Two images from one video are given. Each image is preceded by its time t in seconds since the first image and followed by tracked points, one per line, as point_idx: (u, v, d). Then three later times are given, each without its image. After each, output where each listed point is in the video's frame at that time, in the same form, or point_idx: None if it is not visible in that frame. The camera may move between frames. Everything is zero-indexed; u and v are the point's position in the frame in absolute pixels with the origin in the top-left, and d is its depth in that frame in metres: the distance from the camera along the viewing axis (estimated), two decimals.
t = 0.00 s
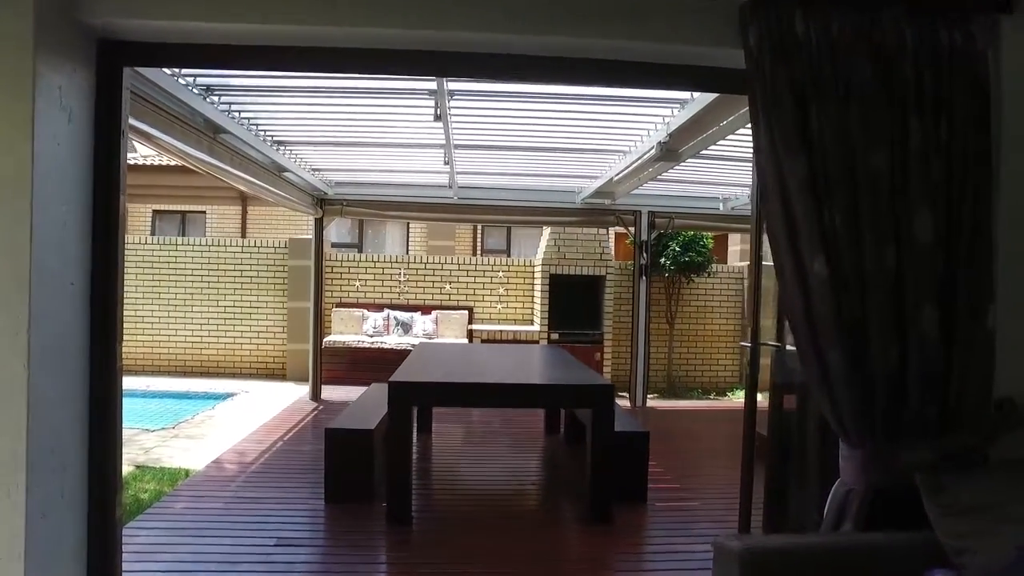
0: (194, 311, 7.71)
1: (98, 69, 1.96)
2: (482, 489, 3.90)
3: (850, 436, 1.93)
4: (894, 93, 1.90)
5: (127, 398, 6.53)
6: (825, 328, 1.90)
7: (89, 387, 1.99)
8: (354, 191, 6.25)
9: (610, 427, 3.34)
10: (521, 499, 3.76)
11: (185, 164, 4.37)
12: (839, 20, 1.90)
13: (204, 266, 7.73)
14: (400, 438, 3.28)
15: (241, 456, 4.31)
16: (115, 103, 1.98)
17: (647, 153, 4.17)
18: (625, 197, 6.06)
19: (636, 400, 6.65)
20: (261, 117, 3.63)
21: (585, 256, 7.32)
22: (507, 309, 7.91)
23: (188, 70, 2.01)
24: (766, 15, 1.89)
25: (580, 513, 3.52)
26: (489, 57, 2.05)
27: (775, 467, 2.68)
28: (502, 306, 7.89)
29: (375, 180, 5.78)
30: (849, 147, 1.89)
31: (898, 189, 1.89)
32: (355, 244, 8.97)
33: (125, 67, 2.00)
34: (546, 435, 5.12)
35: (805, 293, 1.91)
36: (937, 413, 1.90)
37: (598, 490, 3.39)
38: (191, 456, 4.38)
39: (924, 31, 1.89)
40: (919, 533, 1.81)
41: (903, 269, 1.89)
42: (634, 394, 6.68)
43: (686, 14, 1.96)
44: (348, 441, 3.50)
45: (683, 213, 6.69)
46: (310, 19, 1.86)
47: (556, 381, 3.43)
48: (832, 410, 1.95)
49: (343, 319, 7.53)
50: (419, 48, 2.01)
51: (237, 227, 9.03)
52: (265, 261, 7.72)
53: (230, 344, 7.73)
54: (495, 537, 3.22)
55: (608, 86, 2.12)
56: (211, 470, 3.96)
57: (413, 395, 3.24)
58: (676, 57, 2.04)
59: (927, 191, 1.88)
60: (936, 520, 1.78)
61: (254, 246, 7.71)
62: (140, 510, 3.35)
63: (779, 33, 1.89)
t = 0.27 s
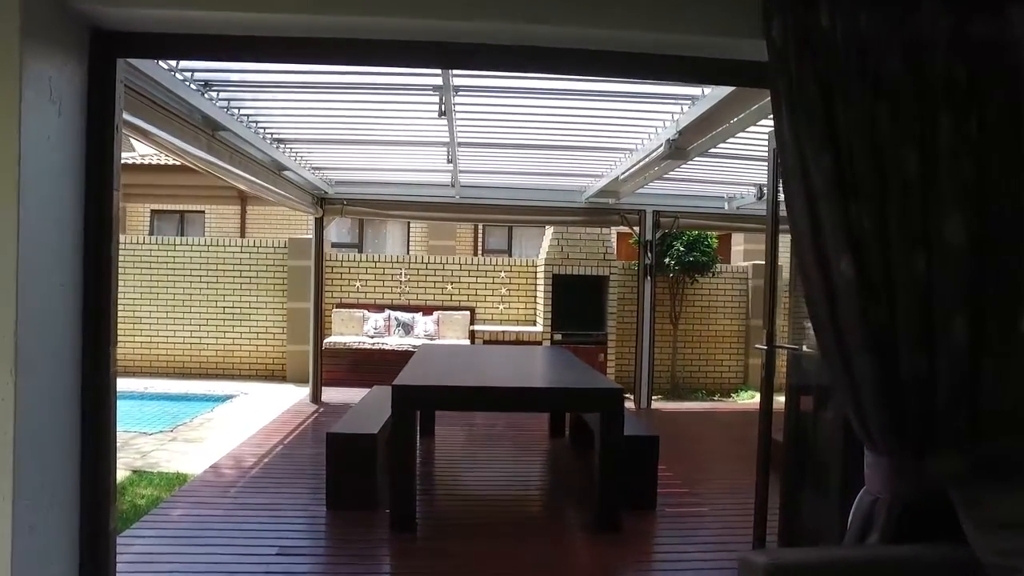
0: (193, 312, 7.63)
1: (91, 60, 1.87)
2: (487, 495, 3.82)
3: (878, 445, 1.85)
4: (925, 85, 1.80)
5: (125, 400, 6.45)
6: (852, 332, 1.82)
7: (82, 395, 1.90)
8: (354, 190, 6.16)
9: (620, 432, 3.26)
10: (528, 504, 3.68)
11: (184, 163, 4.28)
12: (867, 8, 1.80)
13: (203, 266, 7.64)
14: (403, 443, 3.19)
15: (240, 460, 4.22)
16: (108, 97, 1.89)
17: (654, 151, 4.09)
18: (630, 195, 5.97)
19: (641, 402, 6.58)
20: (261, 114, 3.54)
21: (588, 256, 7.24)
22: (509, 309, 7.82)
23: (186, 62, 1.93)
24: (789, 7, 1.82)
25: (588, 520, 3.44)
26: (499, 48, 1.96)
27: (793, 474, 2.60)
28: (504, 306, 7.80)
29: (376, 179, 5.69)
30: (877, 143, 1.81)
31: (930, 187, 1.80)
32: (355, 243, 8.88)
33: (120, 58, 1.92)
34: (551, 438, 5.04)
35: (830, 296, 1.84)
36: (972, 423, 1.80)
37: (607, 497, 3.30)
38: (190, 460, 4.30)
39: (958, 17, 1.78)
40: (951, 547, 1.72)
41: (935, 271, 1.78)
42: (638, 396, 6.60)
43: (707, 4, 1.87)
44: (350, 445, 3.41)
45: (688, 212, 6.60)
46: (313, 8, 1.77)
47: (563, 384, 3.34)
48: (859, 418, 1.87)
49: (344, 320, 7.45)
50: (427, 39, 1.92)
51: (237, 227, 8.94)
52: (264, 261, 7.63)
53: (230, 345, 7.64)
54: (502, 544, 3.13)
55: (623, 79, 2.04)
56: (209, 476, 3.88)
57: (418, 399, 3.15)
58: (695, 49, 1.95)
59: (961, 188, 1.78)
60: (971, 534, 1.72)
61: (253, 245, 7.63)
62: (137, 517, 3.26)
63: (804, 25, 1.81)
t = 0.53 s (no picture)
0: (191, 313, 7.54)
1: (80, 52, 1.79)
2: (490, 500, 3.74)
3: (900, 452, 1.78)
4: (950, 77, 1.73)
5: (121, 403, 6.36)
6: (874, 337, 1.74)
7: (71, 403, 1.82)
8: (353, 189, 6.08)
9: (626, 436, 3.18)
10: (533, 510, 3.60)
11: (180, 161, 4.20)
12: None
13: (201, 266, 7.56)
14: (405, 449, 3.11)
15: (238, 465, 4.14)
16: (98, 91, 1.81)
17: (659, 149, 4.01)
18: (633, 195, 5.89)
19: (644, 404, 6.50)
20: (258, 111, 3.46)
21: (589, 255, 7.16)
22: (510, 310, 7.74)
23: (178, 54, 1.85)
24: None
25: (594, 526, 3.36)
26: (506, 40, 1.89)
27: (806, 481, 2.52)
28: (504, 307, 7.72)
29: (376, 178, 5.61)
30: (900, 137, 1.73)
31: (955, 183, 1.73)
32: (354, 244, 8.80)
33: (110, 50, 1.84)
34: (554, 441, 4.96)
35: (851, 296, 1.76)
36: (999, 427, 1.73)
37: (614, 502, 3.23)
38: (186, 465, 4.21)
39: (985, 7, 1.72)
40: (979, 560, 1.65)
41: (960, 270, 1.72)
42: (641, 398, 6.52)
43: None
44: (350, 451, 3.33)
45: (691, 211, 6.53)
46: None
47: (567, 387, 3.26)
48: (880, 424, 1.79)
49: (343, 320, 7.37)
50: (431, 30, 1.84)
51: (234, 227, 8.85)
52: (263, 261, 7.55)
53: (227, 346, 7.56)
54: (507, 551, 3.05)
55: (634, 72, 1.96)
56: (206, 481, 3.80)
57: (419, 403, 3.07)
58: (710, 40, 1.88)
59: (987, 183, 1.71)
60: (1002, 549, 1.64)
61: (251, 246, 7.55)
62: (132, 525, 3.18)
63: (824, 14, 1.74)
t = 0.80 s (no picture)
0: (187, 314, 7.47)
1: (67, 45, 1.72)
2: (492, 504, 3.67)
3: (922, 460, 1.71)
4: (973, 69, 1.66)
5: (117, 405, 6.28)
6: (894, 339, 1.68)
7: (60, 410, 1.75)
8: (352, 188, 6.01)
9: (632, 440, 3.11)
10: (535, 514, 3.53)
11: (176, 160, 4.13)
12: None
13: (198, 267, 7.49)
14: (405, 453, 3.04)
15: (235, 469, 4.07)
16: (86, 85, 1.74)
17: (663, 147, 3.95)
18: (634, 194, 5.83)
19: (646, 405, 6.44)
20: (254, 108, 3.39)
21: (590, 255, 7.10)
22: (509, 310, 7.67)
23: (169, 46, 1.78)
24: None
25: (599, 531, 3.30)
26: (511, 32, 1.82)
27: (818, 487, 2.46)
28: (504, 307, 7.65)
29: (374, 177, 5.53)
30: (922, 131, 1.67)
31: (979, 180, 1.66)
32: (352, 243, 8.72)
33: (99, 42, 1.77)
34: (555, 444, 4.90)
35: (871, 298, 1.70)
36: None
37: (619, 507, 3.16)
38: (182, 469, 4.14)
39: None
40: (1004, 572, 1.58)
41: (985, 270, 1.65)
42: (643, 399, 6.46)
43: None
44: (349, 455, 3.26)
45: (693, 210, 6.46)
46: None
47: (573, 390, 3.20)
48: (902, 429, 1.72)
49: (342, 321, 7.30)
50: (433, 21, 1.77)
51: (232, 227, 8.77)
52: (260, 261, 7.48)
53: (225, 347, 7.49)
54: (509, 557, 2.99)
55: (644, 65, 1.89)
56: (202, 486, 3.72)
57: (420, 406, 3.00)
58: (723, 33, 1.81)
59: (1014, 179, 1.63)
60: None
61: (249, 246, 7.48)
62: (126, 531, 3.11)
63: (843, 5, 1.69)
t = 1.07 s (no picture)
0: (184, 315, 7.39)
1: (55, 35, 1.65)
2: (494, 509, 3.60)
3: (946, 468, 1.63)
4: (999, 62, 1.60)
5: (113, 407, 6.20)
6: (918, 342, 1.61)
7: (48, 412, 1.68)
8: (351, 187, 5.94)
9: (638, 443, 3.04)
10: (539, 518, 3.46)
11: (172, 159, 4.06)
12: None
13: (195, 267, 7.41)
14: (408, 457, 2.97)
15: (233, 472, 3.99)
16: (76, 76, 1.67)
17: (668, 145, 3.88)
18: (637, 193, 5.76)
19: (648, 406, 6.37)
20: (252, 104, 3.32)
21: (591, 255, 7.04)
22: (509, 311, 7.60)
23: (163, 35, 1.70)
24: None
25: (604, 535, 3.23)
26: (520, 21, 1.75)
27: (830, 493, 2.39)
28: (504, 308, 7.58)
29: (373, 176, 5.46)
30: (946, 125, 1.60)
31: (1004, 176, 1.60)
32: (350, 243, 8.65)
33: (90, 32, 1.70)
34: (557, 446, 4.83)
35: (894, 299, 1.62)
36: None
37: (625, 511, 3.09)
38: (179, 472, 4.06)
39: None
40: None
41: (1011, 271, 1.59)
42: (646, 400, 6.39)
43: None
44: (350, 459, 3.19)
45: (696, 209, 6.40)
46: None
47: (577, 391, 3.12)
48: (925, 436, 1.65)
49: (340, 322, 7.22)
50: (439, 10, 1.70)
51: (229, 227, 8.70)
52: (257, 261, 7.40)
53: (222, 348, 7.41)
54: (514, 563, 2.92)
55: (657, 56, 1.82)
56: (199, 490, 3.65)
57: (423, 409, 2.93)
58: (740, 22, 1.74)
59: None
60: None
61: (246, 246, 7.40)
62: (121, 537, 3.03)
63: None
